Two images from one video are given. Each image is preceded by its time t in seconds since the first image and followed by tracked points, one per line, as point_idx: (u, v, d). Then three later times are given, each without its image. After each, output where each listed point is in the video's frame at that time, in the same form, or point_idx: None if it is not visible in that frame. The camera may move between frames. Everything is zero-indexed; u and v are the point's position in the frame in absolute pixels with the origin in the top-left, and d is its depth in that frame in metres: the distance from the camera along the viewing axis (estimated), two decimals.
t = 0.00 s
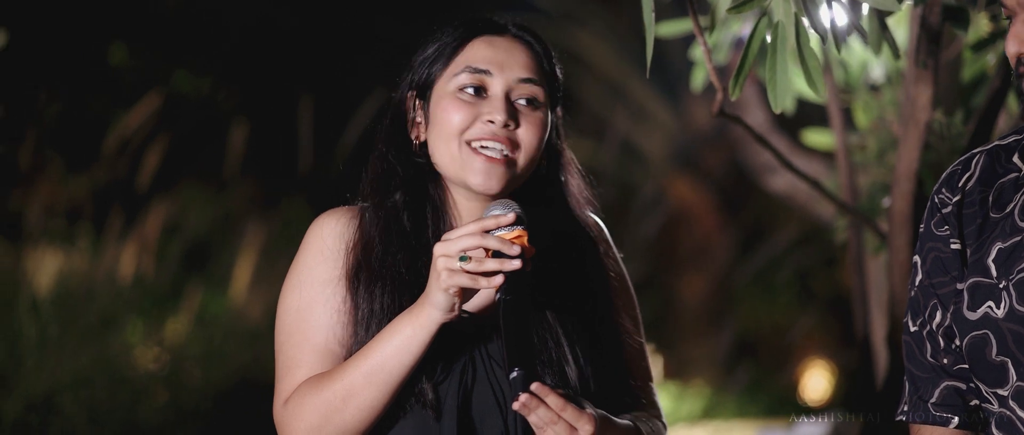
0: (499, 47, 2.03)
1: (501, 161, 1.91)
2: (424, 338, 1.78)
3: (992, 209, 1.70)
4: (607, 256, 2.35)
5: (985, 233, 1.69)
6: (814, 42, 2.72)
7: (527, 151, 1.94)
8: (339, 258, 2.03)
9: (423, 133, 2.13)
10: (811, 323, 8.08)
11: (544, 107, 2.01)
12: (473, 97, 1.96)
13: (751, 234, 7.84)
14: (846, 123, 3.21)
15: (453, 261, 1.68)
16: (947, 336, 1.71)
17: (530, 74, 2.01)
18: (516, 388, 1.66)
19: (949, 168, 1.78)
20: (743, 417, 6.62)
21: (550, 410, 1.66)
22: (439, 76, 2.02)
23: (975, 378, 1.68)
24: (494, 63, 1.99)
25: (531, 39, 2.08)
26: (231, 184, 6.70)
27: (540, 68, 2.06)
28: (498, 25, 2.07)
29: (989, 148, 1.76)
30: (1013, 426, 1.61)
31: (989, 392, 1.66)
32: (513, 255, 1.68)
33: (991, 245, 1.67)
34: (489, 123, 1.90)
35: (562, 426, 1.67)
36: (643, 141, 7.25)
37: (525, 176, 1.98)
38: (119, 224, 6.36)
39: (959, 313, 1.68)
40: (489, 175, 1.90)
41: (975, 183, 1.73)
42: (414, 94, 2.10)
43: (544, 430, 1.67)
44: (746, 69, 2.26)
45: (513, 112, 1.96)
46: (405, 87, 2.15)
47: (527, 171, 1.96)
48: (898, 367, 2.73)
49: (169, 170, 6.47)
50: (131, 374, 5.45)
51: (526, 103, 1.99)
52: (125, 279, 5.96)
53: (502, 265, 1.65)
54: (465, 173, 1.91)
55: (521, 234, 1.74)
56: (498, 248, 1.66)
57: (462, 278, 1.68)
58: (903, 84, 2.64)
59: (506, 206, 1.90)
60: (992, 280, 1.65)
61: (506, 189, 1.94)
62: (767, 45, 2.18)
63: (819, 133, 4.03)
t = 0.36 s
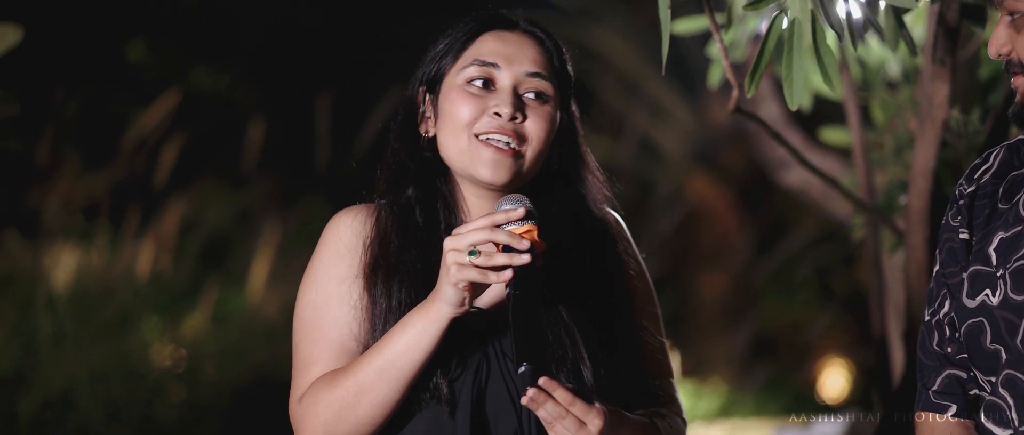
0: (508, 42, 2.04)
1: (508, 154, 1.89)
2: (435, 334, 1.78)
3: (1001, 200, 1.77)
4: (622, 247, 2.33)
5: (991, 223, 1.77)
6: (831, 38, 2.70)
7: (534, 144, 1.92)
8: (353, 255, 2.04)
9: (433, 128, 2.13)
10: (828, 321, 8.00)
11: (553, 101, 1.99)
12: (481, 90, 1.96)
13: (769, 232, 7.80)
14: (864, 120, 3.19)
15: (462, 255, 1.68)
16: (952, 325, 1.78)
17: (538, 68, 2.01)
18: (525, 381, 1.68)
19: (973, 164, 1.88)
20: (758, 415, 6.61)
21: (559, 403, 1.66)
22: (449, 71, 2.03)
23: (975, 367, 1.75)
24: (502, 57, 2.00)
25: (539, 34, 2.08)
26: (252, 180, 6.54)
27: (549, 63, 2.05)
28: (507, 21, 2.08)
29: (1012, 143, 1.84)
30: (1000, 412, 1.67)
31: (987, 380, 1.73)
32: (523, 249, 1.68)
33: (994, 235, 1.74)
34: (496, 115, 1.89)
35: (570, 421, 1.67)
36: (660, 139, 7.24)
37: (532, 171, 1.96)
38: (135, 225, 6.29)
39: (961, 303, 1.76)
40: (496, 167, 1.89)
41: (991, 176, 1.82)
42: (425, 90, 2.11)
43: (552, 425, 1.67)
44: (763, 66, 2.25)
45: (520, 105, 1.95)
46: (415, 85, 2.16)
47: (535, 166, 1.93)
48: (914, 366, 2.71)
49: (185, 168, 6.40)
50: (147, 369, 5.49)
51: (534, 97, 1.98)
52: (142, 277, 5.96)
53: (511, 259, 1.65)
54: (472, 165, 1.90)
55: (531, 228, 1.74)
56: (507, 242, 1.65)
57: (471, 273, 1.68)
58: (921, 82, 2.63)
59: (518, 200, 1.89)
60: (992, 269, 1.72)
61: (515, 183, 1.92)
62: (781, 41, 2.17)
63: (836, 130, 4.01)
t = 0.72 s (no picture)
0: (533, 52, 2.00)
1: (527, 169, 1.92)
2: (437, 332, 1.78)
3: (998, 198, 1.75)
4: (629, 247, 2.33)
5: (988, 220, 1.75)
6: (839, 38, 2.69)
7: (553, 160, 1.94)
8: (360, 256, 2.05)
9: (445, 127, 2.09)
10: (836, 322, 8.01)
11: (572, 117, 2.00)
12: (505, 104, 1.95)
13: (776, 232, 7.80)
14: (870, 119, 3.17)
15: (465, 253, 1.68)
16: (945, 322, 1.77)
17: (562, 83, 1.98)
18: (526, 381, 1.65)
19: (978, 162, 1.85)
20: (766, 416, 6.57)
21: (560, 402, 1.64)
22: (471, 77, 2.00)
23: (965, 363, 1.73)
24: (527, 70, 1.97)
25: (563, 43, 2.04)
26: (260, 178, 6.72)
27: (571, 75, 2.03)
28: (532, 28, 2.04)
29: (1016, 143, 1.81)
30: (982, 408, 1.66)
31: (974, 378, 1.71)
32: (526, 248, 1.68)
33: (988, 233, 1.73)
34: (520, 134, 1.90)
35: (572, 420, 1.65)
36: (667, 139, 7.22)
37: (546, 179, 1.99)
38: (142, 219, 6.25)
39: (953, 300, 1.75)
40: (514, 182, 1.91)
41: (993, 174, 1.79)
42: (439, 84, 2.07)
43: (554, 423, 1.66)
44: (770, 65, 2.25)
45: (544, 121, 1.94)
46: (428, 72, 2.11)
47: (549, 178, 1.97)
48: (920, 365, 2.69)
49: (192, 166, 6.67)
50: (151, 367, 5.41)
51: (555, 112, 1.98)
52: (147, 273, 5.87)
53: (514, 257, 1.66)
54: (490, 178, 1.92)
55: (535, 226, 1.73)
56: (510, 240, 1.65)
57: (474, 271, 1.68)
58: (931, 82, 2.61)
59: (523, 201, 1.88)
60: (983, 266, 1.71)
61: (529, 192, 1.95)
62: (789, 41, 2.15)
63: (843, 131, 4.00)
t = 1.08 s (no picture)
0: (535, 53, 2.00)
1: (531, 171, 1.94)
2: (434, 340, 1.78)
3: (992, 202, 1.75)
4: (626, 249, 2.31)
5: (981, 224, 1.74)
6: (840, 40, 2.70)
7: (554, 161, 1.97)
8: (354, 259, 2.05)
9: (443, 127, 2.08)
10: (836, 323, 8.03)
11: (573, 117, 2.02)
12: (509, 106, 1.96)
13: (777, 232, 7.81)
14: (872, 120, 3.16)
15: (464, 263, 1.68)
16: (938, 325, 1.76)
17: (563, 84, 2.00)
18: (526, 395, 1.68)
19: (964, 165, 1.85)
20: (767, 416, 6.55)
21: (560, 417, 1.67)
22: (472, 78, 1.99)
23: (959, 366, 1.73)
24: (530, 72, 1.97)
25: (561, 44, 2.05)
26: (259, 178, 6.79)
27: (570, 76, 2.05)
28: (532, 28, 2.04)
29: (1004, 146, 1.81)
30: (981, 415, 1.67)
31: (970, 382, 1.71)
32: (524, 260, 1.68)
33: (984, 237, 1.72)
34: (525, 135, 1.92)
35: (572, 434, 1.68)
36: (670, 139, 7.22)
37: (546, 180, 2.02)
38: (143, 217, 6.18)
39: (947, 303, 1.74)
40: (518, 185, 1.93)
41: (983, 177, 1.79)
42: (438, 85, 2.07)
43: None
44: (771, 66, 2.25)
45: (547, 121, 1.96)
46: (424, 75, 2.10)
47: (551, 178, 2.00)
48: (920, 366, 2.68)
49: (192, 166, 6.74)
50: (152, 365, 5.40)
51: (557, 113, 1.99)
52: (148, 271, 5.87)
53: (513, 269, 1.66)
54: (495, 182, 1.94)
55: (533, 239, 1.73)
56: (509, 252, 1.65)
57: (473, 282, 1.68)
58: (934, 83, 2.60)
59: (521, 212, 1.89)
60: (979, 271, 1.70)
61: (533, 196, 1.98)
62: (791, 40, 2.14)
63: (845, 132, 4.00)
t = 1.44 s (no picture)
0: (508, 52, 2.01)
1: (505, 168, 1.94)
2: (420, 351, 1.77)
3: (986, 200, 1.76)
4: (604, 246, 2.31)
5: (977, 222, 1.75)
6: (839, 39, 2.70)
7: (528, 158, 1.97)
8: (332, 263, 2.05)
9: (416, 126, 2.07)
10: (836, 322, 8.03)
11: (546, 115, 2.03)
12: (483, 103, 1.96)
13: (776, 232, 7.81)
14: (870, 120, 3.17)
15: (452, 278, 1.68)
16: (931, 323, 1.76)
17: (537, 82, 2.01)
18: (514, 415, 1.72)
19: (953, 161, 1.85)
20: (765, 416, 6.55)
21: None
22: (445, 76, 1.99)
23: (955, 364, 1.73)
24: (503, 69, 1.98)
25: (533, 43, 2.06)
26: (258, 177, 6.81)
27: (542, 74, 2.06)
28: (505, 27, 2.05)
29: (993, 144, 1.82)
30: (987, 411, 1.66)
31: (968, 379, 1.71)
32: (513, 274, 1.68)
33: (981, 234, 1.73)
34: (499, 132, 1.92)
35: None
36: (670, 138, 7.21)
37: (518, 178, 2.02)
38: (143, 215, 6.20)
39: (943, 300, 1.74)
40: (492, 182, 1.93)
41: (974, 175, 1.79)
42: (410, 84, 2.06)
43: None
44: (769, 65, 2.25)
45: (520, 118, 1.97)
46: (398, 74, 2.10)
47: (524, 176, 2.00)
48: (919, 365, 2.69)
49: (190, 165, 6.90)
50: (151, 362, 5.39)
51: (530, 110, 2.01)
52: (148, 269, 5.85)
53: (501, 285, 1.65)
54: (469, 179, 1.93)
55: (521, 254, 1.73)
56: (497, 267, 1.65)
57: (460, 297, 1.68)
58: (934, 83, 2.60)
59: (508, 224, 1.88)
60: (978, 267, 1.71)
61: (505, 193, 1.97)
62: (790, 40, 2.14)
63: (844, 132, 4.00)
